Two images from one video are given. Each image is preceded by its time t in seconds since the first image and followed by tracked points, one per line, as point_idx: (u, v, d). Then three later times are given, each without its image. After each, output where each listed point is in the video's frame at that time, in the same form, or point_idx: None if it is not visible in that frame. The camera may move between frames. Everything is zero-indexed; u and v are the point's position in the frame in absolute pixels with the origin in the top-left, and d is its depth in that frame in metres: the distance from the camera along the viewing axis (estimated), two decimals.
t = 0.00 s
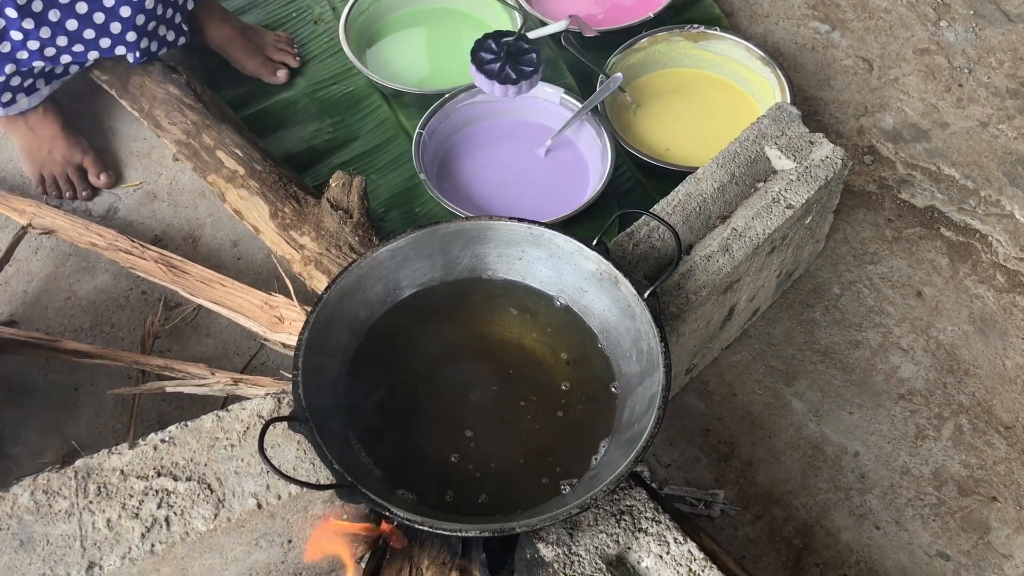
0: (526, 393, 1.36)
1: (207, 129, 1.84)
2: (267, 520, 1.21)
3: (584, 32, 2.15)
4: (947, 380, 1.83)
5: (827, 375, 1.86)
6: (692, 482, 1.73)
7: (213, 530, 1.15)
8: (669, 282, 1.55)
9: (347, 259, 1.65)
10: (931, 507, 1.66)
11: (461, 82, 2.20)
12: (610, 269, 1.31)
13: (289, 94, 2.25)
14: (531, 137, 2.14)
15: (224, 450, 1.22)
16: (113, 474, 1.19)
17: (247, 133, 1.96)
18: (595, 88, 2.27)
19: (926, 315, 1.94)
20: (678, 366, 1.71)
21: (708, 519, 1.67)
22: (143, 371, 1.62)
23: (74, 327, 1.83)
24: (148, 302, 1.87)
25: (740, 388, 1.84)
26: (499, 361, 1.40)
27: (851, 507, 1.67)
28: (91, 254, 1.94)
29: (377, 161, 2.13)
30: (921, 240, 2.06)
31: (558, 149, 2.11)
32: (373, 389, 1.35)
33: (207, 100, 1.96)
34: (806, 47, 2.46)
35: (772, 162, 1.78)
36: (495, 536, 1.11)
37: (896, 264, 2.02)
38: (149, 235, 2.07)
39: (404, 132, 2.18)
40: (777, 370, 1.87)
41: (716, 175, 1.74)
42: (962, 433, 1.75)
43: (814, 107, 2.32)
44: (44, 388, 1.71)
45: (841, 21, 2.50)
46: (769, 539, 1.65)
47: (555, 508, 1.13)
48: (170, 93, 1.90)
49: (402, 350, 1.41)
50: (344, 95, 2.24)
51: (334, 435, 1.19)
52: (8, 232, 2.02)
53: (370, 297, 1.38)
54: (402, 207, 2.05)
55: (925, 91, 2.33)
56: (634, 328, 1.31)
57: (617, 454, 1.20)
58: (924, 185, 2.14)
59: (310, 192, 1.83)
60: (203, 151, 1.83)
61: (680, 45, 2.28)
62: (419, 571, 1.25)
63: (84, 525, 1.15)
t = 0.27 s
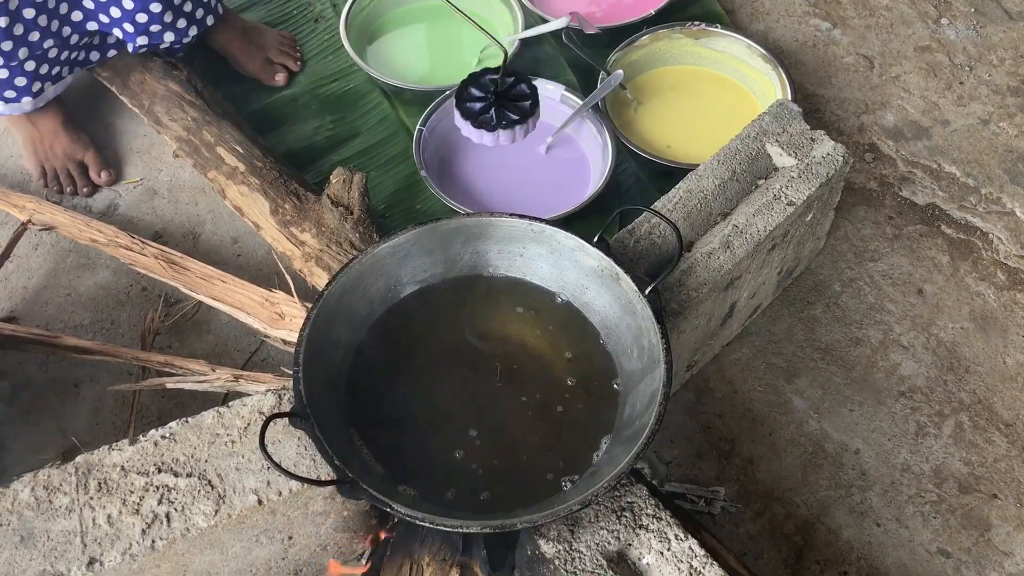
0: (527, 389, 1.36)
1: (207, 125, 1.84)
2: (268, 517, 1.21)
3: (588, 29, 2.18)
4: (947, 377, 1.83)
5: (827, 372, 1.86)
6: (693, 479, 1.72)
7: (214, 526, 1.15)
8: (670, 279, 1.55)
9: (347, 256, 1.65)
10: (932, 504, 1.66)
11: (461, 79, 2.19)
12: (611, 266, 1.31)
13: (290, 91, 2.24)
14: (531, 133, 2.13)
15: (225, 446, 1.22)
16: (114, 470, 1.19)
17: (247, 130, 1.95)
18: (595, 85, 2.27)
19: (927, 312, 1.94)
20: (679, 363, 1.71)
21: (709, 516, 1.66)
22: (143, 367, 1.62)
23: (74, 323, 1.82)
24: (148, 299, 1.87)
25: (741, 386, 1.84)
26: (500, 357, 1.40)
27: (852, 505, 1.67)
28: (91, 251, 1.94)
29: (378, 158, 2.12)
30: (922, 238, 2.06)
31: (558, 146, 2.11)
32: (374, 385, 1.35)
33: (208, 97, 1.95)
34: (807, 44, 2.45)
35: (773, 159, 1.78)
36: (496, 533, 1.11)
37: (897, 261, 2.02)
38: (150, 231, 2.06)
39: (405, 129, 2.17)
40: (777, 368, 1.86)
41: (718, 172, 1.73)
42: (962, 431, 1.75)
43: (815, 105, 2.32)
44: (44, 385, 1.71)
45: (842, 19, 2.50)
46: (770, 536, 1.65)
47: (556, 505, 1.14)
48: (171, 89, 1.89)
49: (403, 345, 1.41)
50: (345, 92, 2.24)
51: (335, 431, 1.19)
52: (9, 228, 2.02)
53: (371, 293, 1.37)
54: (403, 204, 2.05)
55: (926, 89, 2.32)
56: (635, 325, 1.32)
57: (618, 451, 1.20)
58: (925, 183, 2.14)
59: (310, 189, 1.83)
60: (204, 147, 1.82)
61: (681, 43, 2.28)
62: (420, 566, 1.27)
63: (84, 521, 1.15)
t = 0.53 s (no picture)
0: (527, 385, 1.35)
1: (207, 121, 1.84)
2: (268, 513, 1.21)
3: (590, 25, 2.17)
4: (947, 374, 1.83)
5: (827, 369, 1.85)
6: (693, 476, 1.72)
7: (214, 521, 1.15)
8: (671, 275, 1.55)
9: (347, 252, 1.65)
10: (931, 501, 1.66)
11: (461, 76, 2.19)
12: (611, 262, 1.32)
13: (289, 88, 2.23)
14: (531, 130, 2.13)
15: (224, 442, 1.22)
16: (114, 466, 1.19)
17: (246, 126, 1.95)
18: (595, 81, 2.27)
19: (927, 309, 1.93)
20: (679, 360, 1.70)
21: (709, 513, 1.66)
22: (143, 363, 1.61)
23: (74, 319, 1.82)
24: (148, 295, 1.87)
25: (741, 382, 1.84)
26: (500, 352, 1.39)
27: (852, 501, 1.66)
28: (90, 246, 1.93)
29: (377, 154, 2.12)
30: (922, 235, 2.06)
31: (559, 143, 2.10)
32: (374, 380, 1.35)
33: (207, 93, 1.95)
34: (808, 41, 2.45)
35: (773, 155, 1.78)
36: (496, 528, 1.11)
37: (897, 258, 2.02)
38: (149, 228, 2.06)
39: (405, 125, 2.17)
40: (777, 364, 1.86)
41: (718, 168, 1.73)
42: (962, 427, 1.75)
43: (815, 101, 2.31)
44: (44, 382, 1.70)
45: (843, 15, 2.49)
46: (770, 533, 1.64)
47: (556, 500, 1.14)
48: (171, 85, 1.89)
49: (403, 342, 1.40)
50: (345, 89, 2.23)
51: (335, 427, 1.19)
52: (8, 224, 2.01)
53: (371, 289, 1.37)
54: (403, 200, 2.04)
55: (927, 86, 2.32)
56: (635, 320, 1.32)
57: (618, 447, 1.20)
58: (925, 180, 2.14)
59: (309, 185, 1.83)
60: (203, 143, 1.81)
61: (681, 39, 2.28)
62: (420, 563, 1.26)
63: (84, 516, 1.15)
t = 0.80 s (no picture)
0: (527, 381, 1.35)
1: (206, 118, 1.83)
2: (268, 510, 1.21)
3: (589, 24, 2.14)
4: (947, 371, 1.83)
5: (827, 367, 1.85)
6: (693, 473, 1.71)
7: (214, 518, 1.15)
8: (671, 273, 1.54)
9: (347, 249, 1.64)
10: (931, 498, 1.66)
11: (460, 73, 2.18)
12: (611, 259, 1.32)
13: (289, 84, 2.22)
14: (531, 127, 2.13)
15: (224, 439, 1.22)
16: (113, 463, 1.18)
17: (246, 123, 1.94)
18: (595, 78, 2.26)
19: (927, 307, 1.93)
20: (679, 357, 1.70)
21: (709, 510, 1.65)
22: (142, 360, 1.61)
23: (73, 316, 1.82)
24: (147, 292, 1.86)
25: (741, 379, 1.84)
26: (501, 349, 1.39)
27: (852, 499, 1.66)
28: (90, 244, 1.93)
29: (377, 151, 2.11)
30: (922, 232, 2.05)
31: (559, 140, 2.10)
32: (374, 377, 1.35)
33: (207, 91, 1.94)
34: (808, 38, 2.44)
35: (774, 152, 1.78)
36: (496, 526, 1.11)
37: (897, 255, 2.02)
38: (149, 225, 2.06)
39: (404, 122, 2.16)
40: (777, 362, 1.86)
41: (718, 166, 1.73)
42: (962, 425, 1.75)
43: (815, 99, 2.31)
44: (43, 379, 1.70)
45: (843, 13, 2.49)
46: (770, 530, 1.64)
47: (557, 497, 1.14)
48: (170, 82, 1.88)
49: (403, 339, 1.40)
50: (344, 86, 2.23)
51: (335, 424, 1.19)
52: (7, 221, 2.01)
53: (371, 286, 1.37)
54: (402, 197, 2.04)
55: (927, 83, 2.32)
56: (635, 318, 1.32)
57: (618, 444, 1.20)
58: (925, 177, 2.14)
59: (309, 182, 1.82)
60: (203, 140, 1.81)
61: (681, 36, 2.27)
62: (420, 561, 1.25)
63: (83, 513, 1.14)
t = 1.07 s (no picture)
0: (529, 379, 1.35)
1: (206, 115, 1.82)
2: (268, 508, 1.20)
3: (590, 20, 2.11)
4: (950, 369, 1.83)
5: (829, 364, 1.85)
6: (695, 470, 1.70)
7: (214, 516, 1.15)
8: (673, 270, 1.54)
9: (348, 247, 1.64)
10: (934, 495, 1.65)
11: (461, 70, 2.17)
12: (613, 256, 1.31)
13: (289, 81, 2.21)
14: (532, 124, 2.12)
15: (225, 437, 1.21)
16: (114, 461, 1.18)
17: (246, 120, 1.94)
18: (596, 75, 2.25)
19: (930, 304, 1.93)
20: (680, 355, 1.69)
21: (711, 508, 1.63)
22: (142, 358, 1.60)
23: (73, 314, 1.81)
24: (147, 290, 1.86)
25: (743, 376, 1.83)
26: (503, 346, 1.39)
27: (854, 496, 1.65)
28: (90, 241, 1.93)
29: (378, 148, 2.10)
30: (925, 229, 2.05)
31: (560, 138, 2.09)
32: (375, 374, 1.34)
33: (207, 87, 1.93)
34: (810, 35, 2.43)
35: (776, 149, 1.77)
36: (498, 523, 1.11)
37: (900, 252, 2.01)
38: (149, 222, 2.05)
39: (405, 119, 2.16)
40: (779, 359, 1.86)
41: (721, 162, 1.72)
42: (965, 422, 1.75)
43: (817, 95, 2.30)
44: (43, 376, 1.69)
45: (845, 9, 2.48)
46: (772, 527, 1.62)
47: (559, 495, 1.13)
48: (170, 79, 1.87)
49: (404, 336, 1.39)
50: (344, 83, 2.22)
51: (336, 422, 1.18)
52: (7, 218, 2.00)
53: (373, 283, 1.37)
54: (403, 194, 2.03)
55: (929, 79, 2.31)
56: (637, 315, 1.31)
57: (621, 442, 1.20)
58: (928, 174, 2.13)
59: (310, 179, 1.81)
60: (203, 137, 1.80)
61: (682, 33, 2.26)
62: (422, 558, 1.25)
63: (84, 511, 1.13)
